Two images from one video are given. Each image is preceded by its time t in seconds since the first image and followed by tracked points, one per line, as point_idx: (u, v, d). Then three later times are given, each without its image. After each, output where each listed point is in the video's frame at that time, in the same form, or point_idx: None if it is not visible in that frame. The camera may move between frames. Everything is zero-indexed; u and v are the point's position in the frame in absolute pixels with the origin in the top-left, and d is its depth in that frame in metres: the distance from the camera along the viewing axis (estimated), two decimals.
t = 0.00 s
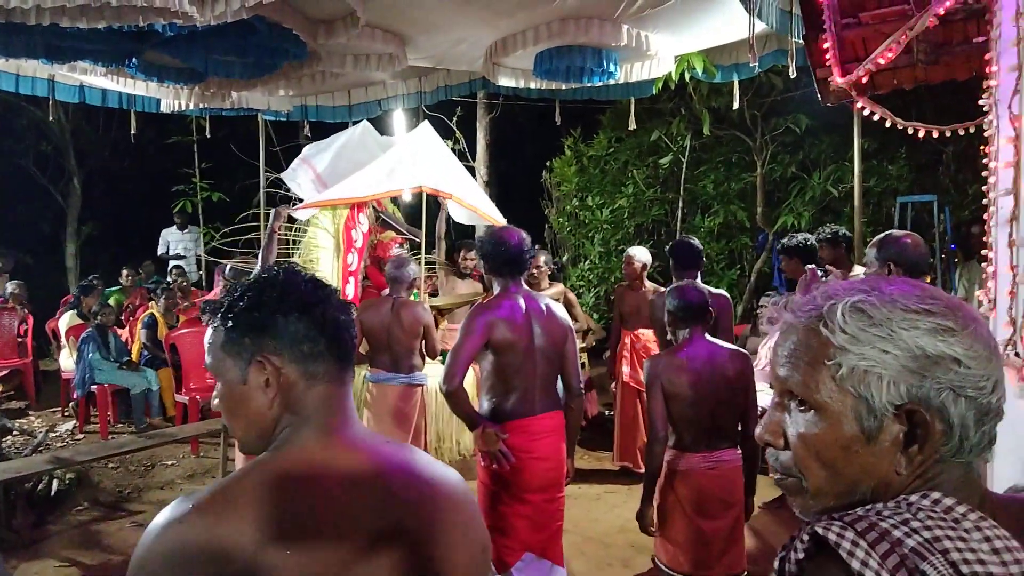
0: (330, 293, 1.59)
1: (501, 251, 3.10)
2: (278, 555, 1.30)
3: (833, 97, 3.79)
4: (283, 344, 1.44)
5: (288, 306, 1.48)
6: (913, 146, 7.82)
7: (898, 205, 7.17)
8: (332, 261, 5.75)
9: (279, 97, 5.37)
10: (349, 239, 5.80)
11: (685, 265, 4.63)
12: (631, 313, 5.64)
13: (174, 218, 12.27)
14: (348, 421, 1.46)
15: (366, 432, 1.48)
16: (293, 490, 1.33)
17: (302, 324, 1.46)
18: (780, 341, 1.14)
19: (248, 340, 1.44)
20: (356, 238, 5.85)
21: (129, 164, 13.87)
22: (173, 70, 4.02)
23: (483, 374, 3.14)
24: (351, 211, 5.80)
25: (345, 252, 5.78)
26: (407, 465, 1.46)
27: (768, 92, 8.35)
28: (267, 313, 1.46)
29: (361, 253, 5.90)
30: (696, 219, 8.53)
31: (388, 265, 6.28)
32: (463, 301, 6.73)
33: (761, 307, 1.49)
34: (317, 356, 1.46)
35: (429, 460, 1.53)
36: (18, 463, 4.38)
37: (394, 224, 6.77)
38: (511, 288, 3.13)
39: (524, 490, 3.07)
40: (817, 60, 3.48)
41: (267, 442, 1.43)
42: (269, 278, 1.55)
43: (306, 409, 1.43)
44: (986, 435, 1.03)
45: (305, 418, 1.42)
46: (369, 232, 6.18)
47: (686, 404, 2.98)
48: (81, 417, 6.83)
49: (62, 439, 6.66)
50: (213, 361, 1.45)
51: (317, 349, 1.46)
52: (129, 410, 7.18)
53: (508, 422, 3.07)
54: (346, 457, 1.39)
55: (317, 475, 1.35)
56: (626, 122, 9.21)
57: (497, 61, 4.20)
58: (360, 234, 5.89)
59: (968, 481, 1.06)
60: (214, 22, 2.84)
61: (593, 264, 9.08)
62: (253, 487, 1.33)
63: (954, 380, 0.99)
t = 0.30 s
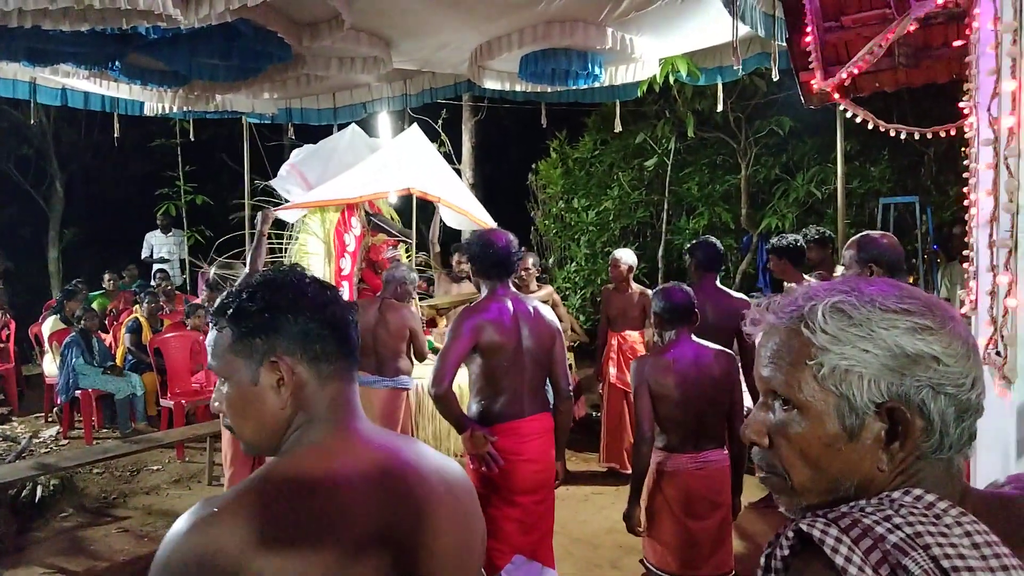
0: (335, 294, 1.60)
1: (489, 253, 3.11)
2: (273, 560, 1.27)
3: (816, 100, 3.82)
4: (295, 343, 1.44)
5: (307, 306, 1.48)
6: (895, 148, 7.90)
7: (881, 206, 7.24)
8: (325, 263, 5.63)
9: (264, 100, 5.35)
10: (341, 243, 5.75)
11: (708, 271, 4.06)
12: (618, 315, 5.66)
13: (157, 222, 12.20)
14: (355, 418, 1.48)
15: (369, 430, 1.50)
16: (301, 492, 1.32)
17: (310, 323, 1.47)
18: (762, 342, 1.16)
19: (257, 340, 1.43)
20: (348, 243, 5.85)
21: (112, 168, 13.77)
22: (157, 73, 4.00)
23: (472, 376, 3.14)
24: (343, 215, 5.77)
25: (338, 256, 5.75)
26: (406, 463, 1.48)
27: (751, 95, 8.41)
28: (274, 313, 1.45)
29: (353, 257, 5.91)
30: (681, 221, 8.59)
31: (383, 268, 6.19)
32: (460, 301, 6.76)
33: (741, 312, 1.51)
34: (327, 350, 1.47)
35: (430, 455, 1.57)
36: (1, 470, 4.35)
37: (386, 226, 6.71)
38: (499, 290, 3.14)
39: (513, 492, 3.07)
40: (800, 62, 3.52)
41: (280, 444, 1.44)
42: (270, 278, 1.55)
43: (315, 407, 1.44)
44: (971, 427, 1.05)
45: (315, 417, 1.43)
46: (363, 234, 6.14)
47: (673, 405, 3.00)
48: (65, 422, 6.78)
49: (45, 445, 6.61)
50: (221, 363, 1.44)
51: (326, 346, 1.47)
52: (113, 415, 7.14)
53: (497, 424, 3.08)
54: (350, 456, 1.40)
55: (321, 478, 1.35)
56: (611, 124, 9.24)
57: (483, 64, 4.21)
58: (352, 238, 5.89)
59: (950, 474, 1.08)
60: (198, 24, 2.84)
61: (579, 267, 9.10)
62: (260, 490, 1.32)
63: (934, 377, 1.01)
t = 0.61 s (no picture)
0: (348, 293, 1.62)
1: (487, 249, 3.13)
2: (277, 555, 1.30)
3: (809, 95, 3.86)
4: (309, 343, 1.46)
5: (324, 306, 1.51)
6: (889, 141, 7.94)
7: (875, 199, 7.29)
8: (330, 258, 5.62)
9: (259, 98, 5.36)
10: (346, 240, 5.78)
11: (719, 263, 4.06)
12: (615, 309, 5.69)
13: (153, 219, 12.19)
14: (368, 414, 1.51)
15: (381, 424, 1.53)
16: (309, 488, 1.35)
17: (324, 322, 1.49)
18: (751, 341, 1.20)
19: (273, 339, 1.44)
20: (354, 239, 5.87)
21: (107, 166, 13.76)
22: (153, 71, 4.02)
23: (470, 371, 3.17)
24: (347, 213, 5.81)
25: (344, 253, 5.77)
26: (414, 457, 1.49)
27: (745, 89, 8.44)
28: (290, 314, 1.47)
29: (359, 253, 5.94)
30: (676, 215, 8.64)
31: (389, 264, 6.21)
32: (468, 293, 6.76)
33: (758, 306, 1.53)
34: (341, 349, 1.48)
35: (441, 450, 1.58)
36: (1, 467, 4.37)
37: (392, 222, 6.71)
38: (496, 285, 3.15)
39: (511, 484, 3.10)
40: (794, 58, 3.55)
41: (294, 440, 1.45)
42: (287, 278, 1.58)
43: (329, 403, 1.46)
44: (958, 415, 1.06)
45: (326, 414, 1.45)
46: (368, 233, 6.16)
47: (670, 396, 3.04)
48: (64, 419, 6.79)
49: (44, 442, 6.62)
50: (237, 361, 1.46)
51: (339, 345, 1.49)
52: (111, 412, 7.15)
53: (495, 418, 3.11)
54: (358, 452, 1.43)
55: (327, 474, 1.37)
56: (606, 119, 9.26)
57: (478, 60, 4.23)
58: (357, 235, 5.92)
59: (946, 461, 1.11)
60: (195, 23, 2.86)
61: (575, 261, 9.13)
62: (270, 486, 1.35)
63: (904, 369, 1.03)
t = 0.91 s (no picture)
0: (340, 273, 1.57)
1: (460, 230, 3.11)
2: (241, 535, 1.29)
3: (778, 71, 3.86)
4: (298, 325, 1.44)
5: (318, 287, 1.48)
6: (856, 117, 8.01)
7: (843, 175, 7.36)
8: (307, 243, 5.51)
9: (223, 75, 5.25)
10: (322, 223, 5.67)
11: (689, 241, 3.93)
12: (588, 287, 5.70)
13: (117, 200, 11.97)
14: (352, 399, 1.49)
15: (366, 408, 1.51)
16: (281, 467, 1.34)
17: (311, 306, 1.45)
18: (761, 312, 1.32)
19: (256, 319, 1.43)
20: (331, 221, 5.77)
21: (69, 146, 13.45)
22: (112, 48, 3.91)
23: (444, 352, 3.16)
24: (324, 193, 5.69)
25: (321, 235, 5.66)
26: (395, 442, 1.47)
27: (715, 65, 8.44)
28: (281, 295, 1.44)
29: (337, 235, 5.83)
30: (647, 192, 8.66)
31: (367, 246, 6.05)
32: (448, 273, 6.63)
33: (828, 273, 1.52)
34: (328, 332, 1.46)
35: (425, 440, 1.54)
36: None
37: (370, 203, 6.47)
38: (469, 265, 3.13)
39: (486, 465, 3.11)
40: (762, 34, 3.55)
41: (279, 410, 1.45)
42: (277, 259, 1.54)
43: (311, 384, 1.44)
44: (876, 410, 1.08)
45: (309, 392, 1.44)
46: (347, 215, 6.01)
47: (647, 375, 3.04)
48: (29, 406, 6.68)
49: (9, 429, 6.51)
50: (227, 340, 1.46)
51: (329, 325, 1.46)
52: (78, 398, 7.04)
53: (470, 399, 3.10)
54: (335, 432, 1.41)
55: (298, 454, 1.36)
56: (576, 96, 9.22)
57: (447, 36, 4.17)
58: (335, 217, 5.80)
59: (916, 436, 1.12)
60: None
61: (546, 239, 9.12)
62: (243, 464, 1.35)
63: (792, 349, 1.12)
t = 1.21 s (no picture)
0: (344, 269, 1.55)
1: (456, 224, 3.11)
2: (223, 529, 1.29)
3: (776, 68, 3.87)
4: (292, 322, 1.42)
5: (319, 285, 1.47)
6: (852, 115, 8.02)
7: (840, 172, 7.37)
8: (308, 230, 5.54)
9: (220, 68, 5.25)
10: (324, 212, 5.65)
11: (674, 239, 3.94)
12: (584, 283, 5.72)
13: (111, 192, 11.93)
14: (345, 396, 1.46)
15: (361, 407, 1.48)
16: (264, 465, 1.33)
17: (307, 303, 1.44)
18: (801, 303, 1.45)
19: (251, 315, 1.44)
20: (332, 211, 5.71)
21: (63, 139, 13.38)
22: (109, 40, 3.91)
23: (441, 346, 3.17)
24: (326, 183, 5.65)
25: (322, 224, 5.67)
26: (385, 442, 1.44)
27: (712, 62, 8.43)
28: (280, 295, 1.44)
29: (339, 226, 5.78)
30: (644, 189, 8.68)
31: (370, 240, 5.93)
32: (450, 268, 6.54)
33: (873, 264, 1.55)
34: (324, 330, 1.43)
35: (419, 442, 1.49)
36: None
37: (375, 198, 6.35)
38: (465, 260, 3.14)
39: (482, 458, 3.12)
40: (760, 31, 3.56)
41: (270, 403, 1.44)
42: (279, 254, 1.53)
43: (302, 381, 1.42)
44: (821, 393, 1.21)
45: (298, 389, 1.42)
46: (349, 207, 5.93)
47: (647, 370, 3.06)
48: (24, 397, 6.67)
49: (4, 421, 6.50)
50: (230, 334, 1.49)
51: (325, 323, 1.44)
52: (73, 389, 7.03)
53: (467, 393, 3.11)
54: (323, 430, 1.39)
55: (284, 451, 1.35)
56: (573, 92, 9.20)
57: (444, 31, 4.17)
58: (336, 207, 5.76)
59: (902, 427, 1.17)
60: None
61: (542, 234, 9.12)
62: (228, 459, 1.34)
63: (779, 334, 1.27)
